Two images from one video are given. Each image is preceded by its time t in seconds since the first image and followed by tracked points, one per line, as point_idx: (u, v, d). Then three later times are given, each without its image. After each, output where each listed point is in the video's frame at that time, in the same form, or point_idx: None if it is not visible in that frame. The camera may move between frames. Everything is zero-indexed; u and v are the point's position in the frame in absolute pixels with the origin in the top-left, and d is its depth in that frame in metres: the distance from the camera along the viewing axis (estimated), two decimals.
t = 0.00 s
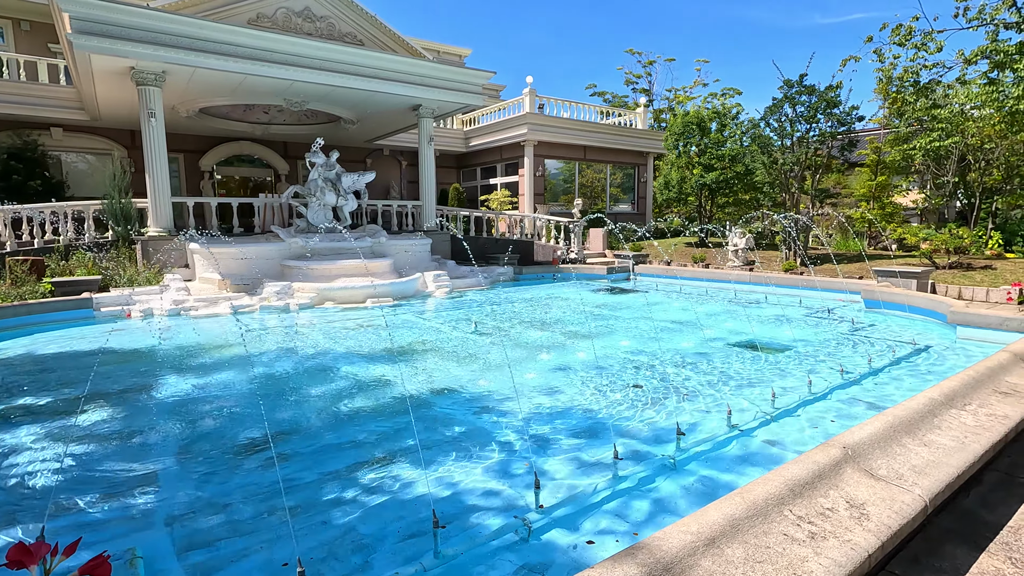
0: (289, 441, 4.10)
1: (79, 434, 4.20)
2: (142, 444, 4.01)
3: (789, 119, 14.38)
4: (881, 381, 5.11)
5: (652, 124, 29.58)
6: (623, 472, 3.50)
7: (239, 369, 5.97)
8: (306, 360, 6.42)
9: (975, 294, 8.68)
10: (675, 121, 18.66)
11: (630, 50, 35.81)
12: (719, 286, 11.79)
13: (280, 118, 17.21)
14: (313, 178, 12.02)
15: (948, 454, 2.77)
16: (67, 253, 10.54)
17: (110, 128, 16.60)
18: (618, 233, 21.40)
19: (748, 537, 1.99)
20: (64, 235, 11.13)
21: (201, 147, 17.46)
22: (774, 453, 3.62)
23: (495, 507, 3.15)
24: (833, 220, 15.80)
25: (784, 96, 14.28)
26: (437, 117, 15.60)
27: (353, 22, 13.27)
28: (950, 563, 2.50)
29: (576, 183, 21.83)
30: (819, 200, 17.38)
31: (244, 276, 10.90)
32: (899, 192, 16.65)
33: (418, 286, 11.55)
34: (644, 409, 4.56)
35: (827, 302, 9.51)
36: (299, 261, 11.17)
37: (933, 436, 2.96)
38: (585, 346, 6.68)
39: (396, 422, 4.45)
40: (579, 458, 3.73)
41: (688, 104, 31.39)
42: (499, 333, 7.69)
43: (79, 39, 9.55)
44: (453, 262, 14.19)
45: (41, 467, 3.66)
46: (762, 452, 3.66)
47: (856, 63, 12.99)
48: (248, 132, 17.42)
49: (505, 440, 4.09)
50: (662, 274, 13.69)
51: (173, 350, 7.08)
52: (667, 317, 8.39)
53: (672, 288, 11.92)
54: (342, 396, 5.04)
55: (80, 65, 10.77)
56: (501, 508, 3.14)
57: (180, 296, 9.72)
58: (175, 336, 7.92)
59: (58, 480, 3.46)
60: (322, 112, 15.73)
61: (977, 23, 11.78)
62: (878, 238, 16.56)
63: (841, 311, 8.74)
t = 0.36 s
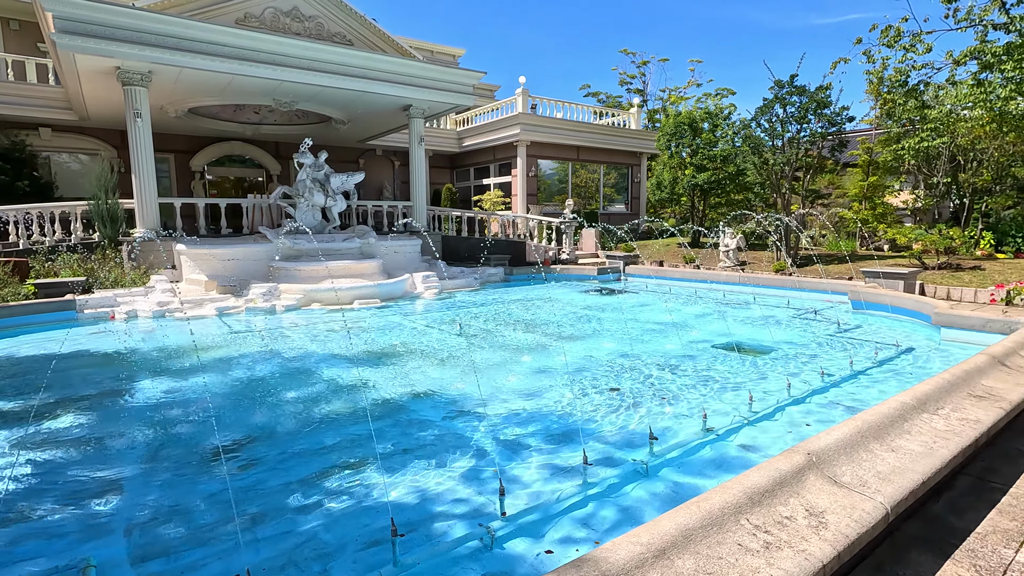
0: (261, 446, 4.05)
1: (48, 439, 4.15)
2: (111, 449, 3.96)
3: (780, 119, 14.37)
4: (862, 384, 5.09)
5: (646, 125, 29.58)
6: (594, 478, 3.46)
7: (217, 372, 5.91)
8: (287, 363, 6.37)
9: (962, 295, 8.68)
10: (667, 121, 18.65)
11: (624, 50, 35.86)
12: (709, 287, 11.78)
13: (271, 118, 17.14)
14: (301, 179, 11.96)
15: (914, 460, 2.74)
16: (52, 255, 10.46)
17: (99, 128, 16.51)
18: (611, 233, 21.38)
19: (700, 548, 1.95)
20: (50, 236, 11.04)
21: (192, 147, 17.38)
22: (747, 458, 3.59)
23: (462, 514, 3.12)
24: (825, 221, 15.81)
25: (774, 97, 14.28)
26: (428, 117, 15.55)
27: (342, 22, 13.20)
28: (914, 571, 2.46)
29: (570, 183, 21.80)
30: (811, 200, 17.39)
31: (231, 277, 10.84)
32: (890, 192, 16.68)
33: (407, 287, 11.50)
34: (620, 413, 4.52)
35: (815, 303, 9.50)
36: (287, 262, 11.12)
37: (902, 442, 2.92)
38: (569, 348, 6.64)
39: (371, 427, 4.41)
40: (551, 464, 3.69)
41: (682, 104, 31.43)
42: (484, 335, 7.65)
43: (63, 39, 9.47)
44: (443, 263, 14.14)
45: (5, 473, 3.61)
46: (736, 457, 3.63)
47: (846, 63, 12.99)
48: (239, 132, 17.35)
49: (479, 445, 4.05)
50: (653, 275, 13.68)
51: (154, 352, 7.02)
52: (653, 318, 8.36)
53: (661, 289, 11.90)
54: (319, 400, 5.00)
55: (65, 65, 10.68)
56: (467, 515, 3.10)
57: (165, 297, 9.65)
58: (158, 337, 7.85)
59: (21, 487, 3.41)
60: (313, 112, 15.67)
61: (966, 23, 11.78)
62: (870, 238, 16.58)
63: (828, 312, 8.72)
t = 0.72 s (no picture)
0: (227, 451, 3.99)
1: (10, 446, 4.07)
2: (75, 456, 3.89)
3: (766, 119, 14.40)
4: (837, 385, 5.09)
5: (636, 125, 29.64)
6: (561, 482, 3.44)
7: (192, 375, 5.83)
8: (263, 365, 6.30)
9: (942, 295, 8.73)
10: (656, 122, 18.68)
11: (614, 50, 35.96)
12: (694, 288, 11.80)
13: (257, 118, 17.02)
14: (285, 179, 11.87)
15: (875, 464, 2.73)
16: (31, 256, 10.32)
17: (83, 128, 16.32)
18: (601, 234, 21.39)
19: (647, 557, 1.93)
20: (29, 237, 10.90)
21: (177, 147, 17.22)
22: (716, 462, 3.57)
23: (425, 520, 3.08)
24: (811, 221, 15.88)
25: (761, 97, 14.32)
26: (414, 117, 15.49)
27: (327, 21, 13.11)
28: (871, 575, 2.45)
29: (559, 183, 21.79)
30: (798, 201, 17.47)
31: (214, 278, 10.75)
32: (876, 193, 16.77)
33: (391, 288, 11.45)
34: (593, 416, 4.50)
35: (797, 304, 9.53)
36: (270, 263, 11.03)
37: (864, 445, 2.92)
38: (547, 350, 6.61)
39: (342, 431, 4.36)
40: (519, 468, 3.66)
41: (672, 104, 31.53)
42: (464, 337, 7.61)
43: (40, 38, 9.35)
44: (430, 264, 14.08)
45: None
46: (704, 460, 3.61)
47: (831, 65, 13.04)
48: (225, 132, 17.21)
49: (449, 448, 4.01)
50: (639, 275, 13.68)
51: (130, 354, 6.92)
52: (635, 320, 8.35)
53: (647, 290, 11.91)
54: (292, 404, 4.94)
55: (44, 64, 10.54)
56: (430, 521, 3.07)
57: (146, 299, 9.54)
58: (135, 340, 7.76)
59: None
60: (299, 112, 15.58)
61: (948, 25, 11.88)
62: (856, 238, 16.66)
63: (810, 313, 8.75)
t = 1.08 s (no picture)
0: (188, 454, 3.88)
1: None
2: (29, 461, 3.76)
3: (750, 119, 14.44)
4: (812, 385, 5.07)
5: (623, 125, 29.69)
6: (528, 485, 3.37)
7: (161, 377, 5.69)
8: (236, 366, 6.17)
9: (921, 294, 8.79)
10: (641, 122, 18.70)
11: (602, 51, 36.12)
12: (678, 288, 11.80)
13: (239, 117, 16.80)
14: (265, 178, 11.70)
15: (839, 465, 2.69)
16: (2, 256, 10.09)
17: (60, 126, 15.94)
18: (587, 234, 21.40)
19: (597, 564, 1.87)
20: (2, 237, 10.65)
21: (158, 145, 16.96)
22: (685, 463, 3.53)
23: (386, 524, 3.00)
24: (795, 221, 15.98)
25: (744, 98, 14.36)
26: (398, 116, 15.38)
27: (308, 18, 12.95)
28: None
29: (546, 183, 21.75)
30: (782, 201, 17.59)
31: (192, 279, 10.59)
32: (859, 193, 16.90)
33: (373, 289, 11.34)
34: (566, 417, 4.44)
35: (778, 303, 9.55)
36: (250, 263, 10.88)
37: (829, 446, 2.88)
38: (525, 350, 6.54)
39: (310, 433, 4.27)
40: (487, 470, 3.60)
41: (659, 105, 31.63)
42: (443, 337, 7.53)
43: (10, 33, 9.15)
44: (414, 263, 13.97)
45: None
46: (674, 462, 3.56)
47: (813, 65, 13.11)
48: (206, 130, 16.98)
49: (417, 450, 3.94)
50: (624, 275, 13.69)
51: (99, 356, 6.76)
52: (616, 320, 8.31)
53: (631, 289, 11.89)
54: (261, 405, 4.83)
55: (16, 60, 10.30)
56: (391, 525, 2.99)
57: (120, 300, 9.35)
58: (107, 341, 7.59)
59: None
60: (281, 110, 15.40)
61: (928, 27, 12.00)
62: (839, 238, 16.80)
63: (790, 312, 8.76)
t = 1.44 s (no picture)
0: (139, 464, 3.73)
1: None
2: None
3: (733, 120, 14.47)
4: (786, 388, 5.03)
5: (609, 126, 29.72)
6: (491, 495, 3.27)
7: (122, 382, 5.51)
8: (202, 370, 6.00)
9: (899, 295, 8.81)
10: (625, 122, 18.70)
11: (587, 51, 36.26)
12: (660, 288, 11.77)
13: (218, 115, 16.54)
14: (241, 178, 11.49)
15: (802, 472, 2.62)
16: None
17: (32, 124, 15.59)
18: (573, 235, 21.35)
19: None
20: None
21: (134, 144, 16.64)
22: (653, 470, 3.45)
23: (339, 536, 2.88)
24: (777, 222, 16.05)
25: (727, 98, 14.39)
26: (380, 115, 15.22)
27: (286, 15, 12.75)
28: None
29: (531, 183, 21.67)
30: (765, 202, 17.66)
31: (165, 280, 10.37)
32: (840, 193, 16.99)
33: (352, 290, 11.18)
34: (537, 422, 4.34)
35: (759, 304, 9.54)
36: (225, 264, 10.68)
37: (793, 452, 2.81)
38: (501, 353, 6.44)
39: (271, 440, 4.13)
40: (450, 479, 3.49)
41: (645, 105, 31.71)
42: (419, 340, 7.40)
43: None
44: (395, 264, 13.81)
45: None
46: (642, 469, 3.48)
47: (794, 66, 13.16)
48: (184, 128, 16.69)
49: (380, 458, 3.82)
50: (606, 275, 13.64)
51: (61, 361, 6.55)
52: (596, 321, 8.24)
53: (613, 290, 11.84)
54: (223, 411, 4.67)
55: None
56: (344, 537, 2.87)
57: (89, 302, 9.11)
58: (72, 345, 7.37)
59: None
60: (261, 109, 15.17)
61: (907, 28, 12.08)
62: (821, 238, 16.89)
63: (769, 313, 8.75)
